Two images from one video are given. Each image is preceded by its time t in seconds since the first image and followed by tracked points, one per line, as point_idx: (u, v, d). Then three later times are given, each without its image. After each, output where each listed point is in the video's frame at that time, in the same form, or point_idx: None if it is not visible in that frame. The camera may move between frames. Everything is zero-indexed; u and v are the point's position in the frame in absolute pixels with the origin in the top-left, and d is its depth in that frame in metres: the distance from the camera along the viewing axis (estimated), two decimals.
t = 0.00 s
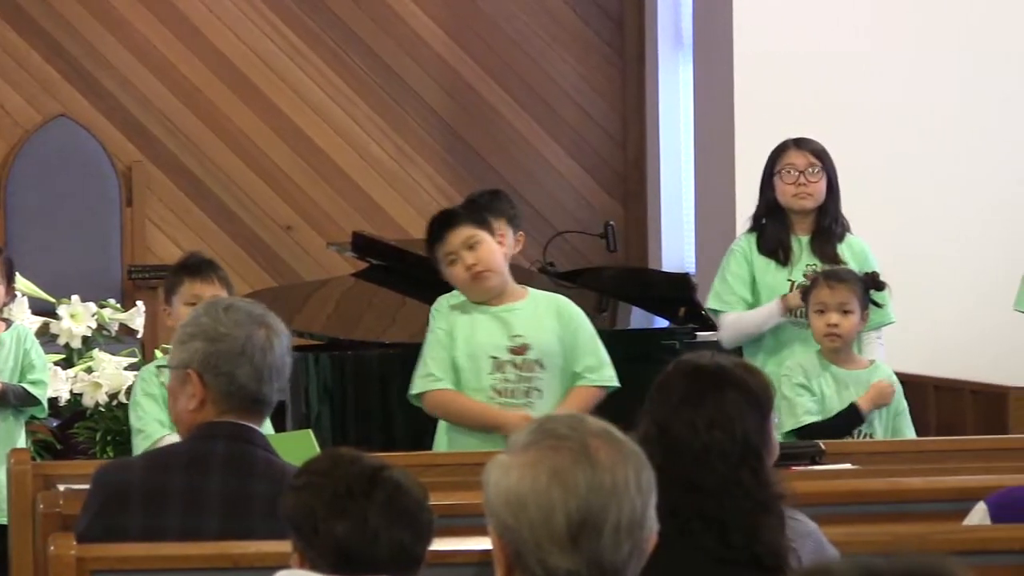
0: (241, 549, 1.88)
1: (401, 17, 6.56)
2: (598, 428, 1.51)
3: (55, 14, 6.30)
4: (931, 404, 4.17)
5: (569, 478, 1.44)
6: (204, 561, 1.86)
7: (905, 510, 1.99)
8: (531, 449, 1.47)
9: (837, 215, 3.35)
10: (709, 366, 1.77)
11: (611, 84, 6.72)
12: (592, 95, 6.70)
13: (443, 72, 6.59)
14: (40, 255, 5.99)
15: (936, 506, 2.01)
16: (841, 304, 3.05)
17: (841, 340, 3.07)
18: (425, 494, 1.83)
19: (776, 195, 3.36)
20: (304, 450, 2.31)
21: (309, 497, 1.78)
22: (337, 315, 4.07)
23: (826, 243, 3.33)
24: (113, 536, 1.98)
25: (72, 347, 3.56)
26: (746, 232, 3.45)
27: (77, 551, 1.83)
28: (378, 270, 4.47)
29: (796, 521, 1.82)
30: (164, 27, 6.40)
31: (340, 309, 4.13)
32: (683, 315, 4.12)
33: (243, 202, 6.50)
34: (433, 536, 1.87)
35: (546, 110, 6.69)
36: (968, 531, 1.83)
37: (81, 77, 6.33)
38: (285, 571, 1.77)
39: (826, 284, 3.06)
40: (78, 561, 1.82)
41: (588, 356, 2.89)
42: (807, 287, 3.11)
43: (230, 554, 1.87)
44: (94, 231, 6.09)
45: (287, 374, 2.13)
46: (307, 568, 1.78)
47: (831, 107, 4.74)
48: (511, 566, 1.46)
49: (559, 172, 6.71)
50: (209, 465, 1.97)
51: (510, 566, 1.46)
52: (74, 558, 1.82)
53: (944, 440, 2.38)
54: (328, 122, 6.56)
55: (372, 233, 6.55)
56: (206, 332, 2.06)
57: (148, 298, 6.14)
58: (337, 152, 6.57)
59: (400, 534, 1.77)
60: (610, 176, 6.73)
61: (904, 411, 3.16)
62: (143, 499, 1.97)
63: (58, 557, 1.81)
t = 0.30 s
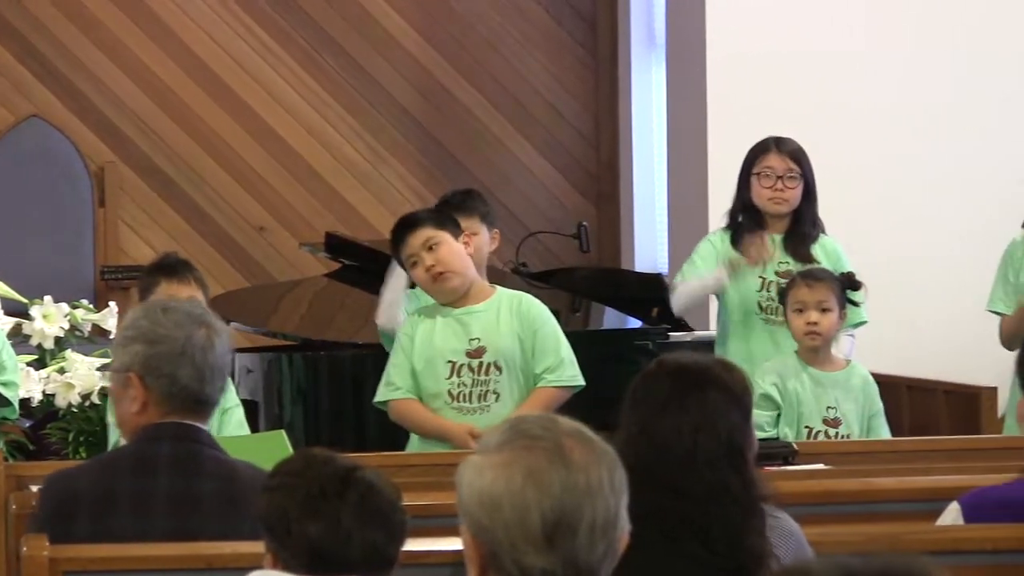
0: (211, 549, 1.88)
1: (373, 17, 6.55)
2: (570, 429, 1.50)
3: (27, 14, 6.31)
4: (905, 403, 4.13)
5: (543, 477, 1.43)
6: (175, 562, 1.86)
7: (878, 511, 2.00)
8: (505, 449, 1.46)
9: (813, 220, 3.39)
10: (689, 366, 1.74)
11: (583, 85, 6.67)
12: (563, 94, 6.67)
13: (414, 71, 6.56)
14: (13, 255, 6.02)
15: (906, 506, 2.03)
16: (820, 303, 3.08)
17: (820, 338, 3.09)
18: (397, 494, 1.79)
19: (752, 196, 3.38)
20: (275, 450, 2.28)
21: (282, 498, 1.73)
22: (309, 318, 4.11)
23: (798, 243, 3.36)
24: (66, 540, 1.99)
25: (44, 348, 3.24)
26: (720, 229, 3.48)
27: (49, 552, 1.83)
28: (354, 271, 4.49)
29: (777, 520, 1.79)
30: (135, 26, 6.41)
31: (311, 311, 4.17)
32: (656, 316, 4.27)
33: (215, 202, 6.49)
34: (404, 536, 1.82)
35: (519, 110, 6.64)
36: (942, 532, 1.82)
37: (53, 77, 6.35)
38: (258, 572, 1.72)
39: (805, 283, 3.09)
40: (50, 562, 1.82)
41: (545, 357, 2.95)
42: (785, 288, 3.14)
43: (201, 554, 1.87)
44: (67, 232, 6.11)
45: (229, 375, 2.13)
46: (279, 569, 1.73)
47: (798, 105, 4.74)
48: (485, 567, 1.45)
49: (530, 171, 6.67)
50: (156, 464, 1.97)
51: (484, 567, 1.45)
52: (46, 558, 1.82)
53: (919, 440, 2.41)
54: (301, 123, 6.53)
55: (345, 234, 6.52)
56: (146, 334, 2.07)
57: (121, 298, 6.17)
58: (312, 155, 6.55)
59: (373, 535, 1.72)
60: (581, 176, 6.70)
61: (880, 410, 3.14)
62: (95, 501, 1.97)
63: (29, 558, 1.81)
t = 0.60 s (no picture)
0: (189, 549, 1.89)
1: (352, 18, 6.53)
2: (547, 430, 1.48)
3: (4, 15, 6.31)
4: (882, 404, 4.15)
5: (522, 477, 1.39)
6: (153, 563, 1.86)
7: (849, 511, 2.06)
8: (483, 449, 1.43)
9: (791, 220, 3.42)
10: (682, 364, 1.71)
11: (563, 86, 6.67)
12: (543, 95, 6.67)
13: (392, 71, 6.55)
14: None
15: (876, 507, 2.09)
16: (805, 303, 3.10)
17: (805, 338, 3.09)
18: (376, 493, 1.73)
19: (732, 197, 3.41)
20: (257, 452, 2.29)
21: (260, 500, 1.68)
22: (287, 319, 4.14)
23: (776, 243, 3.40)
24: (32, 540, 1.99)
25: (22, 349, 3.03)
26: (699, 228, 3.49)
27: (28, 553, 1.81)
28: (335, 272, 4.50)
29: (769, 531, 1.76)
30: (113, 27, 6.40)
31: (290, 312, 4.18)
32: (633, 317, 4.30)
33: (195, 204, 6.49)
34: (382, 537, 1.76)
35: (497, 111, 6.64)
36: (920, 532, 1.82)
37: (31, 77, 6.34)
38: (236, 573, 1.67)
39: (790, 283, 3.10)
40: (29, 563, 1.81)
41: (547, 362, 2.96)
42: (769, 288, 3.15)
43: (178, 555, 1.87)
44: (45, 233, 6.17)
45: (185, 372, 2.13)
46: (258, 569, 1.68)
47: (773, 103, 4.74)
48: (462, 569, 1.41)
49: (509, 172, 6.67)
50: (113, 464, 1.98)
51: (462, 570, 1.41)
52: (25, 560, 1.80)
53: (895, 440, 2.49)
54: (282, 125, 6.53)
55: (323, 234, 6.51)
56: (100, 334, 2.07)
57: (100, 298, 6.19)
58: (294, 158, 6.53)
59: (351, 534, 1.67)
60: (561, 177, 6.70)
61: (859, 411, 3.17)
62: (55, 503, 1.96)
63: (8, 560, 1.79)
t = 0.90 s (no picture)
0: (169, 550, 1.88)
1: (329, 19, 6.54)
2: (523, 431, 1.42)
3: None
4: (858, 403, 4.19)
5: (493, 483, 1.35)
6: (132, 563, 1.86)
7: (828, 510, 2.08)
8: (457, 452, 1.38)
9: (768, 218, 3.42)
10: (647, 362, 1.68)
11: (539, 86, 6.68)
12: (519, 95, 6.67)
13: (367, 71, 6.56)
14: None
15: (852, 507, 2.12)
16: (787, 307, 3.13)
17: (788, 342, 3.12)
18: (353, 493, 1.66)
19: (709, 198, 3.41)
20: (233, 452, 2.30)
21: (234, 500, 1.61)
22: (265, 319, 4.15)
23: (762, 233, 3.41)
24: (12, 540, 1.99)
25: None
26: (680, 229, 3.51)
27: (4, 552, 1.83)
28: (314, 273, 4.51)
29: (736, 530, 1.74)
30: (90, 29, 6.40)
31: (266, 312, 4.19)
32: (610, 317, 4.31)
33: (172, 207, 6.47)
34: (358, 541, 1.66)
35: (472, 110, 6.64)
36: (894, 530, 1.82)
37: (8, 79, 6.35)
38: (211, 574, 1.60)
39: (773, 287, 3.14)
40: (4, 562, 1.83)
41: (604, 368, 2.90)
42: (752, 290, 3.18)
43: (158, 556, 1.87)
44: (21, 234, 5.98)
45: (173, 372, 2.14)
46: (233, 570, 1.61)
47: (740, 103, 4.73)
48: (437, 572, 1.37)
49: (485, 171, 6.67)
50: (100, 464, 1.99)
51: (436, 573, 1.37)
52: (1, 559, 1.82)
53: (868, 440, 2.56)
54: (260, 126, 6.52)
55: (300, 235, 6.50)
56: (90, 333, 2.08)
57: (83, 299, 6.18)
58: (275, 163, 6.52)
59: (328, 535, 1.60)
60: (537, 177, 6.71)
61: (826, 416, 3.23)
62: (37, 504, 1.97)
63: None
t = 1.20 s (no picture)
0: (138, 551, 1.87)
1: (299, 19, 6.53)
2: (495, 431, 1.42)
3: None
4: (829, 404, 4.22)
5: (464, 487, 1.35)
6: (100, 564, 1.85)
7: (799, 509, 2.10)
8: (430, 455, 1.38)
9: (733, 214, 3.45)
10: (611, 348, 1.71)
11: (509, 86, 6.70)
12: (490, 95, 6.68)
13: (338, 71, 6.55)
14: None
15: (823, 506, 2.12)
16: (757, 303, 3.19)
17: (759, 337, 3.21)
18: (324, 493, 1.65)
19: (674, 201, 3.44)
20: (205, 452, 2.30)
21: (208, 501, 1.60)
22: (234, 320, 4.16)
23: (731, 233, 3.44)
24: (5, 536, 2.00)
25: None
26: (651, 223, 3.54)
27: None
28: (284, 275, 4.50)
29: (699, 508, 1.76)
30: (59, 28, 6.37)
31: (237, 313, 4.20)
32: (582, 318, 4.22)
33: (145, 208, 6.43)
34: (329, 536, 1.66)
35: (443, 110, 6.64)
36: (865, 531, 1.83)
37: None
38: None
39: (743, 284, 3.19)
40: None
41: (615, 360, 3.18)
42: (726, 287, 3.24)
43: (125, 556, 1.85)
44: None
45: (178, 374, 2.16)
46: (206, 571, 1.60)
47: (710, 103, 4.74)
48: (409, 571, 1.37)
49: (456, 172, 6.67)
50: (101, 463, 2.00)
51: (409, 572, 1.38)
52: None
53: (846, 441, 2.59)
54: (229, 126, 6.50)
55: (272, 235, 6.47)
56: (98, 333, 2.10)
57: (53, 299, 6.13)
58: (244, 161, 6.51)
59: (299, 535, 1.59)
60: (507, 177, 6.72)
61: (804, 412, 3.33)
62: (32, 501, 1.98)
63: None
